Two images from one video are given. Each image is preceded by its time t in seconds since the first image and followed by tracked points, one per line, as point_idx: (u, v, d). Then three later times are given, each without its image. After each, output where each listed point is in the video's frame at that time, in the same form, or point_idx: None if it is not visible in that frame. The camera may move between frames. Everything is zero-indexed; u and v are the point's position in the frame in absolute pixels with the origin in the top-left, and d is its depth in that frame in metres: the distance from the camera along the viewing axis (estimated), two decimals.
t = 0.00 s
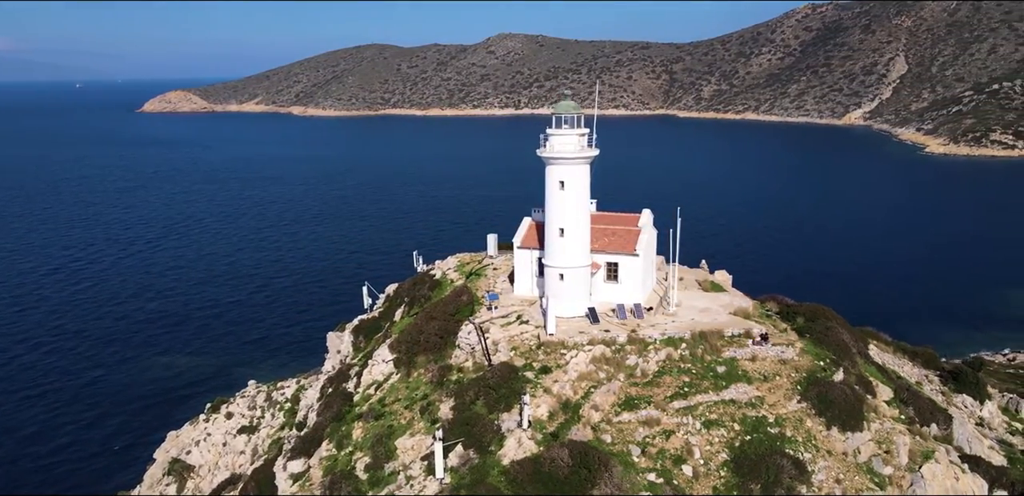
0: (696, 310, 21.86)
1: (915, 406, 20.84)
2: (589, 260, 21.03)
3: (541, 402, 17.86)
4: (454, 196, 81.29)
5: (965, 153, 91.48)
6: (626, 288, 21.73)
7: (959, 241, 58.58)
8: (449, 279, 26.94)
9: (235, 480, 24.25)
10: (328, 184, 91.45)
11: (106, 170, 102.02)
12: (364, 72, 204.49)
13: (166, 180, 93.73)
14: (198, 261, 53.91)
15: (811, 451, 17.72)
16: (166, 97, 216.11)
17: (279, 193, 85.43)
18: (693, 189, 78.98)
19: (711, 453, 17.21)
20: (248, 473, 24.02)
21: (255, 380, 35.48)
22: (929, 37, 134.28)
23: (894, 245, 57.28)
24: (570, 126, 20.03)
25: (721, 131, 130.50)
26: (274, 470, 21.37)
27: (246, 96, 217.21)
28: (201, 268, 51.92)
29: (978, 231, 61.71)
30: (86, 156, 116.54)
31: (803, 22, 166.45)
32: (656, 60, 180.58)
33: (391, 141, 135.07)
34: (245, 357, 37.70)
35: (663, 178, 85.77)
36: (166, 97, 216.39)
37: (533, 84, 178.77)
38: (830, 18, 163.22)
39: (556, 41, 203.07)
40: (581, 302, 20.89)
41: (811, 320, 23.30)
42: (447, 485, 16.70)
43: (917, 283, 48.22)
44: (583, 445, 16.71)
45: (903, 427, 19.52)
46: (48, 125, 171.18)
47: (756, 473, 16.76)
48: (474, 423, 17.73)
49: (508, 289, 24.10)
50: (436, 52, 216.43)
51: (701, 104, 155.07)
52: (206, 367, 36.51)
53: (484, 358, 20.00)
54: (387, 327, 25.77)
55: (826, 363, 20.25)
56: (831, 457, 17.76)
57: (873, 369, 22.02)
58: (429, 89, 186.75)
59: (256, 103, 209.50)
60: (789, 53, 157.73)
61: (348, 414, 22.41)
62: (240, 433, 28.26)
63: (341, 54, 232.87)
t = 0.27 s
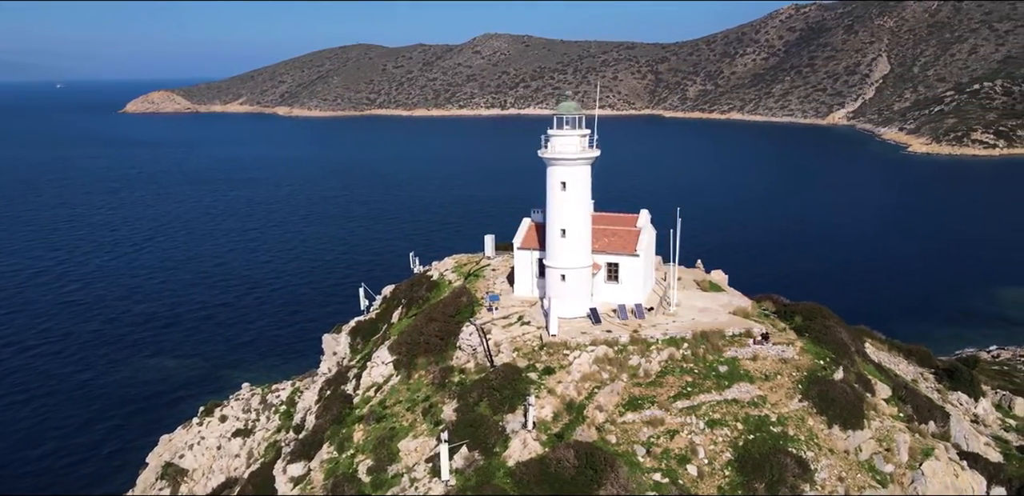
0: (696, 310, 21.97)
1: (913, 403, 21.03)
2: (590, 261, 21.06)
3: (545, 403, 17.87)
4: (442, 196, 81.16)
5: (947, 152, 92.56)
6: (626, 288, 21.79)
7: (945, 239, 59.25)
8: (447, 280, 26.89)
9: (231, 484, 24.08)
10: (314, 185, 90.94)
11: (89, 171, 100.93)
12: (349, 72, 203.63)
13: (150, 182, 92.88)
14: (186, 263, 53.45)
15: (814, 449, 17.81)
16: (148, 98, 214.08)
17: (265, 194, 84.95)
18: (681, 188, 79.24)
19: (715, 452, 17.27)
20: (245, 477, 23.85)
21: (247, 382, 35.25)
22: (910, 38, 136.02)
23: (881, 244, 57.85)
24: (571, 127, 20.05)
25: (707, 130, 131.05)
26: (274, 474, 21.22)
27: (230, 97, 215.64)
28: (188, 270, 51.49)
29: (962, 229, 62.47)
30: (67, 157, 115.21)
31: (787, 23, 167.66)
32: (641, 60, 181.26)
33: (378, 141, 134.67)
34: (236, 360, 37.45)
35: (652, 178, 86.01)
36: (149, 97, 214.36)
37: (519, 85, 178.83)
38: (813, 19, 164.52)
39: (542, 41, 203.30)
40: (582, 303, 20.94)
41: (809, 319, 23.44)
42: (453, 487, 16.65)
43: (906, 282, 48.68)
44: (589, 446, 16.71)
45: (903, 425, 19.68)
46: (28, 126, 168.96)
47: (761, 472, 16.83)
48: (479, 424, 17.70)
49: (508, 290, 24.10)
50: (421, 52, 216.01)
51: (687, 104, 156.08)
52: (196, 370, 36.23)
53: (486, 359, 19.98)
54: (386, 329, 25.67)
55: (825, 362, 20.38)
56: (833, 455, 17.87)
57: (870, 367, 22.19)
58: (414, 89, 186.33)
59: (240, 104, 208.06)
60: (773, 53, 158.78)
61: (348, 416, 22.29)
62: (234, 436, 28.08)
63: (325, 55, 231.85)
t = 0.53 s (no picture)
0: (696, 310, 22.04)
1: (911, 401, 21.22)
2: (592, 261, 21.08)
3: (549, 404, 17.89)
4: (430, 197, 81.01)
5: (929, 152, 93.62)
6: (626, 288, 21.84)
7: (931, 238, 59.89)
8: (445, 281, 26.84)
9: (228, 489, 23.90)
10: (300, 186, 90.48)
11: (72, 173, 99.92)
12: (334, 72, 202.80)
13: (135, 183, 92.11)
14: (173, 265, 53.01)
15: (816, 448, 17.92)
16: (131, 98, 212.16)
17: (252, 195, 84.51)
18: (670, 188, 79.49)
19: (719, 451, 17.34)
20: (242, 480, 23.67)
21: (238, 385, 35.01)
22: (893, 38, 137.40)
23: (869, 242, 58.40)
24: (573, 128, 20.05)
25: (693, 130, 131.68)
26: (274, 478, 21.04)
27: (214, 97, 214.14)
28: (176, 272, 51.06)
29: (948, 227, 63.19)
30: (50, 158, 113.91)
31: (771, 24, 169.01)
32: (627, 60, 181.95)
33: (364, 142, 134.24)
34: (227, 363, 37.18)
35: (640, 178, 86.26)
36: (132, 98, 212.44)
37: (505, 85, 179.05)
38: (797, 20, 165.89)
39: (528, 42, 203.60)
40: (584, 304, 20.95)
41: (808, 318, 23.57)
42: (457, 490, 16.61)
43: (894, 280, 49.17)
44: (594, 446, 16.75)
45: (902, 424, 19.84)
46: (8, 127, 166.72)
47: (765, 470, 16.92)
48: (483, 426, 17.68)
49: (507, 291, 24.11)
50: (407, 53, 215.64)
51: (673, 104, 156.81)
52: (187, 373, 35.94)
53: (489, 362, 19.95)
54: (385, 332, 25.57)
55: (825, 361, 20.53)
56: (834, 453, 18.00)
57: (868, 365, 22.37)
58: (400, 89, 186.02)
59: (224, 104, 206.69)
60: (758, 54, 159.94)
61: (348, 420, 22.18)
62: (230, 440, 27.86)
63: (310, 55, 230.90)
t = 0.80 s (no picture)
0: (696, 310, 22.13)
1: (909, 399, 21.37)
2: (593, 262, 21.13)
3: (553, 405, 17.89)
4: (420, 197, 80.83)
5: (914, 152, 94.46)
6: (627, 289, 21.90)
7: (919, 237, 60.35)
8: (443, 282, 26.80)
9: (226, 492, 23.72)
10: (289, 187, 90.09)
11: (57, 174, 98.97)
12: (322, 72, 202.04)
13: (120, 184, 91.34)
14: (162, 266, 52.61)
15: (817, 447, 18.01)
16: (115, 99, 210.26)
17: (240, 196, 84.04)
18: (658, 188, 79.69)
19: (723, 451, 17.39)
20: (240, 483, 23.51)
21: (231, 388, 34.79)
22: (878, 39, 138.44)
23: (858, 241, 58.81)
24: (575, 129, 20.05)
25: (680, 130, 132.14)
26: (274, 481, 20.88)
27: (200, 97, 212.67)
28: (166, 274, 50.74)
29: (935, 226, 63.70)
30: (33, 159, 112.69)
31: (757, 24, 170.00)
32: (615, 60, 182.40)
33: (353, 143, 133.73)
34: (219, 365, 36.93)
35: (629, 177, 86.44)
36: (116, 98, 210.56)
37: (493, 85, 179.19)
38: (783, 20, 167.02)
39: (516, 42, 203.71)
40: (585, 305, 21.00)
41: (806, 317, 23.68)
42: (462, 491, 16.58)
43: (883, 279, 49.56)
44: (598, 447, 16.77)
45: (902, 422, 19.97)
46: None
47: (768, 469, 16.98)
48: (487, 427, 17.66)
49: (507, 292, 24.12)
50: (394, 53, 215.17)
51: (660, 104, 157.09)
52: (179, 375, 35.69)
53: (491, 363, 19.93)
54: (384, 334, 25.49)
55: (825, 360, 20.65)
56: (836, 451, 18.08)
57: (866, 363, 22.51)
58: (388, 89, 185.61)
59: (210, 104, 205.31)
60: (745, 54, 160.78)
61: (349, 422, 22.08)
62: (225, 443, 27.68)
63: (297, 55, 229.88)
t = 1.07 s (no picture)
0: (696, 310, 22.23)
1: (908, 398, 21.55)
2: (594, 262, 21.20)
3: (558, 405, 17.91)
4: (407, 198, 80.54)
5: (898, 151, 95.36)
6: (627, 289, 21.97)
7: (904, 235, 61.00)
8: (441, 283, 26.76)
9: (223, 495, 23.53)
10: (274, 188, 89.41)
11: (39, 176, 97.78)
12: (307, 72, 200.84)
13: (104, 186, 90.42)
14: (149, 268, 52.09)
15: (820, 446, 18.07)
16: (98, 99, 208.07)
17: (226, 197, 83.48)
18: (647, 187, 79.94)
19: (727, 451, 17.46)
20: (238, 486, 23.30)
21: (223, 391, 34.49)
22: (861, 39, 139.71)
23: (846, 239, 59.28)
24: (577, 130, 20.09)
25: (667, 130, 132.63)
26: (275, 483, 20.70)
27: (183, 98, 210.92)
28: (155, 276, 50.32)
29: (920, 225, 64.42)
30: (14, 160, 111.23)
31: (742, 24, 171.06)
32: (601, 61, 182.87)
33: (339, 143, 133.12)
34: (210, 368, 36.60)
35: (617, 177, 86.64)
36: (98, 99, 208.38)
37: (480, 86, 179.29)
38: (767, 21, 168.24)
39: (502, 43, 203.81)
40: (587, 306, 21.07)
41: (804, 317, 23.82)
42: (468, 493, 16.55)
43: (870, 277, 50.03)
44: (605, 447, 16.79)
45: (901, 420, 20.12)
46: None
47: (773, 468, 17.06)
48: (492, 428, 17.63)
49: (507, 293, 24.14)
50: (380, 53, 214.58)
51: (647, 105, 156.77)
52: (170, 379, 35.32)
53: (494, 365, 19.92)
54: (383, 335, 25.42)
55: (825, 359, 20.77)
56: (839, 450, 18.17)
57: (864, 362, 22.67)
58: (374, 90, 185.10)
59: (194, 105, 203.67)
60: (730, 54, 161.76)
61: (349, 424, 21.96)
62: (221, 446, 27.45)
63: (282, 56, 228.65)
